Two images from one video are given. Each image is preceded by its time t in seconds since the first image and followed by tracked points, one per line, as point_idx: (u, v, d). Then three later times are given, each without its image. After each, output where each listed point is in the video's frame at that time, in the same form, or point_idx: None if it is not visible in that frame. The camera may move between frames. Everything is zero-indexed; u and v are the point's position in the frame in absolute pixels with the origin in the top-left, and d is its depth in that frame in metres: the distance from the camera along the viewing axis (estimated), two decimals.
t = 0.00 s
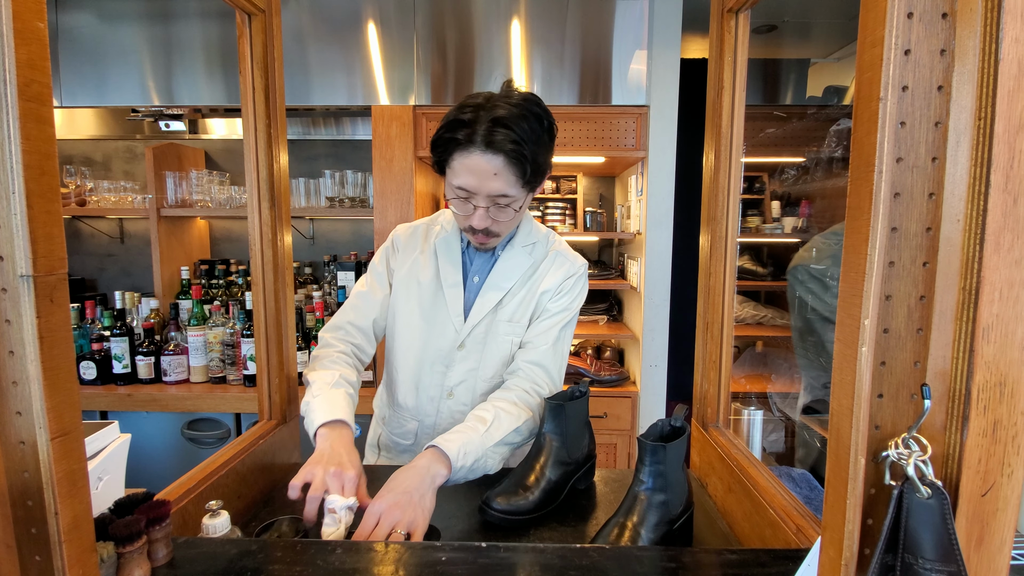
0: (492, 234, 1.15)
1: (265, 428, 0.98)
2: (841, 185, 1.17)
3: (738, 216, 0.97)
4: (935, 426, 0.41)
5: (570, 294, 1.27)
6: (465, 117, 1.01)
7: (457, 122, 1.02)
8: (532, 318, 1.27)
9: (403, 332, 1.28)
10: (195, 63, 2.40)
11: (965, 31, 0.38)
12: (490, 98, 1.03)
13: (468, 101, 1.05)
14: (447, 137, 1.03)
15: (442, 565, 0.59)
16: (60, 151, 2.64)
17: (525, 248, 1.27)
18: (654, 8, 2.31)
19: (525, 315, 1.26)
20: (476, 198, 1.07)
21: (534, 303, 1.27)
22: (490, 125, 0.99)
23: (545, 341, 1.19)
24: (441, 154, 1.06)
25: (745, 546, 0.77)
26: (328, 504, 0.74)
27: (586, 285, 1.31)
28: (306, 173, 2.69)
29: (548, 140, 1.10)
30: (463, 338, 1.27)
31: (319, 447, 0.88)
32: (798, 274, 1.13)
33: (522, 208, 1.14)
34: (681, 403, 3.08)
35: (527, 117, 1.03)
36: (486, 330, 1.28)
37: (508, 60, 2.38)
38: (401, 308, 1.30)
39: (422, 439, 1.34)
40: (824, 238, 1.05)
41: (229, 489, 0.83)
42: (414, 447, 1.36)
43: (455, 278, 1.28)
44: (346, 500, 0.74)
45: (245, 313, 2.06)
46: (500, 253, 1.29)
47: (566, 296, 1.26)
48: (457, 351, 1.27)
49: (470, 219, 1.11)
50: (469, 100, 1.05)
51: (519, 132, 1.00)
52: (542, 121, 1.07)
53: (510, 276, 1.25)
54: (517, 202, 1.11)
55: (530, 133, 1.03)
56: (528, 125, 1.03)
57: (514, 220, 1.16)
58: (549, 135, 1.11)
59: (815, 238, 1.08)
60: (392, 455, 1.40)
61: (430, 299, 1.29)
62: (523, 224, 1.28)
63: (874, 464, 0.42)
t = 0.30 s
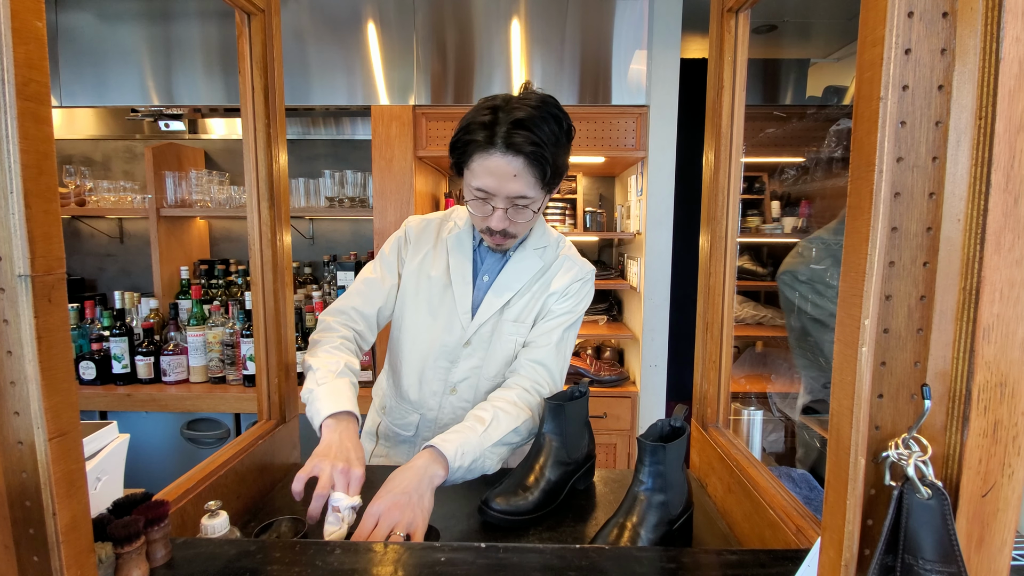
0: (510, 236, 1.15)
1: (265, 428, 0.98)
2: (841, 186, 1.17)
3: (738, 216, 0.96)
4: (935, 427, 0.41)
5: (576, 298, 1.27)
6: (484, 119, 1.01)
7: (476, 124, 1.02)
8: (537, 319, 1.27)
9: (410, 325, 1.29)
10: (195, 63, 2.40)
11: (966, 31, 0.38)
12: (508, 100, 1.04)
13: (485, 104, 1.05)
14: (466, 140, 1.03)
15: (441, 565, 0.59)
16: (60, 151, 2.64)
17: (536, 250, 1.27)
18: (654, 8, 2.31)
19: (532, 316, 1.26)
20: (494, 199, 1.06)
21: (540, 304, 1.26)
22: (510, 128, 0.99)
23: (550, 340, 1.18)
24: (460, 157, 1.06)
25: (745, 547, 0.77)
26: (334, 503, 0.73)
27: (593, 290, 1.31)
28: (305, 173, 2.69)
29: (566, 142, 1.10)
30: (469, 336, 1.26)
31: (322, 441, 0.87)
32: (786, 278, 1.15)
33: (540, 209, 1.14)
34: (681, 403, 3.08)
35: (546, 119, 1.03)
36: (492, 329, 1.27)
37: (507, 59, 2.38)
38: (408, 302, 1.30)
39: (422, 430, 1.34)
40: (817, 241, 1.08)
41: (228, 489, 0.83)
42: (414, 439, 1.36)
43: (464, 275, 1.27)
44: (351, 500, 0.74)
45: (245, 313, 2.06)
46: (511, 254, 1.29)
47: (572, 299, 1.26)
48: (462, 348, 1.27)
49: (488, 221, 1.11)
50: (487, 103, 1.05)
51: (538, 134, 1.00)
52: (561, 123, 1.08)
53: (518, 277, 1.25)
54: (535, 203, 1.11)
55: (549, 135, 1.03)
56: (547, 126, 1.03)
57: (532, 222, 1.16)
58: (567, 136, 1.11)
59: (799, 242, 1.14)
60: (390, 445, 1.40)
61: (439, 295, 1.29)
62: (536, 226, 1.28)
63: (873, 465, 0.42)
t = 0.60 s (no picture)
0: (511, 231, 1.15)
1: (265, 428, 0.98)
2: (841, 185, 1.17)
3: (738, 216, 0.96)
4: (936, 427, 0.41)
5: (579, 299, 1.27)
6: (489, 113, 1.01)
7: (481, 118, 1.02)
8: (542, 318, 1.27)
9: (417, 322, 1.29)
10: (195, 62, 2.40)
11: (967, 30, 0.37)
12: (515, 96, 1.04)
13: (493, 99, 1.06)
14: (471, 132, 1.04)
15: (442, 565, 0.59)
16: (60, 151, 2.64)
17: (541, 250, 1.28)
18: (654, 8, 2.31)
19: (537, 316, 1.26)
20: (496, 193, 1.07)
21: (544, 303, 1.26)
22: (514, 121, 1.00)
23: (554, 340, 1.18)
24: (465, 150, 1.06)
25: (745, 547, 0.77)
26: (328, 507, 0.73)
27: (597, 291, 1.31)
28: (305, 173, 2.69)
29: (572, 140, 1.10)
30: (474, 334, 1.26)
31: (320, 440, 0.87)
32: (781, 279, 1.15)
33: (543, 206, 1.14)
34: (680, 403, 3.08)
35: (551, 115, 1.03)
36: (497, 327, 1.27)
37: (507, 59, 2.37)
38: (415, 299, 1.30)
39: (426, 427, 1.34)
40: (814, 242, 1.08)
41: (228, 489, 0.83)
42: (417, 436, 1.36)
43: (471, 273, 1.27)
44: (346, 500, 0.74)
45: (245, 313, 2.05)
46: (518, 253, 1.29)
47: (576, 300, 1.25)
48: (467, 347, 1.27)
49: (490, 214, 1.11)
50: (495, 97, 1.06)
51: (541, 129, 1.00)
52: (567, 121, 1.07)
53: (523, 276, 1.25)
54: (537, 198, 1.11)
55: (553, 131, 1.03)
56: (552, 123, 1.03)
57: (535, 218, 1.15)
58: (573, 134, 1.11)
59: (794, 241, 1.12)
60: (394, 441, 1.40)
61: (446, 292, 1.29)
62: (542, 227, 1.29)
63: (874, 465, 0.42)
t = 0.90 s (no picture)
0: (500, 229, 1.14)
1: (265, 428, 0.98)
2: (841, 185, 1.18)
3: (738, 216, 0.97)
4: (935, 427, 0.41)
5: (579, 297, 1.27)
6: (478, 108, 1.02)
7: (470, 114, 1.03)
8: (542, 317, 1.26)
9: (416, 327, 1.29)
10: (195, 62, 2.39)
11: (966, 30, 0.38)
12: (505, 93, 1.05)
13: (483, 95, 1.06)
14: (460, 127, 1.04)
15: (441, 565, 0.59)
16: (59, 151, 2.64)
17: (537, 248, 1.28)
18: (654, 8, 2.30)
19: (536, 314, 1.26)
20: (484, 189, 1.07)
21: (544, 301, 1.26)
22: (501, 118, 1.00)
23: (555, 338, 1.18)
24: (454, 147, 1.07)
25: (745, 547, 0.77)
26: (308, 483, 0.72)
27: (596, 287, 1.31)
28: (305, 173, 2.69)
29: (561, 137, 1.09)
30: (474, 335, 1.26)
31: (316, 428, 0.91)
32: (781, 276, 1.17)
33: (533, 202, 1.14)
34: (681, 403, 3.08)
35: (539, 112, 1.03)
36: (497, 328, 1.28)
37: (507, 59, 2.37)
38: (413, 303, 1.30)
39: (430, 433, 1.34)
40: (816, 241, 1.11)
41: (228, 489, 0.83)
42: (423, 442, 1.35)
43: (468, 275, 1.27)
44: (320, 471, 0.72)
45: (245, 312, 2.05)
46: (513, 251, 1.29)
47: (576, 298, 1.25)
48: (468, 348, 1.27)
49: (478, 211, 1.11)
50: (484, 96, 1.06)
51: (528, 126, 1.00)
52: (556, 118, 1.07)
53: (521, 275, 1.25)
54: (525, 196, 1.10)
55: (540, 127, 1.03)
56: (540, 120, 1.03)
57: (524, 216, 1.15)
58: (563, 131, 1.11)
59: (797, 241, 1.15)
60: (400, 449, 1.39)
61: (443, 295, 1.29)
62: (536, 224, 1.29)
63: (874, 465, 0.42)
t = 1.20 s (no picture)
0: (474, 237, 1.16)
1: (265, 428, 0.98)
2: (841, 185, 1.18)
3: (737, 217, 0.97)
4: (934, 426, 0.41)
5: (574, 290, 1.26)
6: (437, 120, 1.00)
7: (429, 125, 1.01)
8: (538, 315, 1.27)
9: (411, 336, 1.29)
10: (195, 62, 2.40)
11: (965, 31, 0.38)
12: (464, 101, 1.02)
13: (443, 104, 1.04)
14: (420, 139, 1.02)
15: (441, 565, 0.59)
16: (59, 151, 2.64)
17: (525, 245, 1.27)
18: (654, 8, 2.31)
19: (532, 312, 1.26)
20: (451, 202, 1.06)
21: (537, 299, 1.26)
22: (460, 129, 0.97)
23: (553, 336, 1.18)
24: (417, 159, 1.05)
25: (744, 546, 0.77)
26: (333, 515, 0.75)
27: (590, 278, 1.30)
28: (305, 173, 2.69)
29: (525, 140, 1.07)
30: (470, 340, 1.26)
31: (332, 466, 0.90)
32: (798, 266, 1.14)
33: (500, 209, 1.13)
34: (681, 403, 3.08)
35: (497, 118, 1.01)
36: (492, 330, 1.27)
37: (507, 59, 2.37)
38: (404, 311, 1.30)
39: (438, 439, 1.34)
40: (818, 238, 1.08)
41: (228, 489, 0.83)
42: (431, 449, 1.36)
43: (457, 281, 1.27)
44: (348, 505, 0.75)
45: (245, 312, 2.06)
46: (500, 251, 1.29)
47: (570, 292, 1.25)
48: (465, 354, 1.27)
49: (449, 222, 1.11)
50: (444, 103, 1.04)
51: (488, 136, 0.98)
52: (516, 121, 1.04)
53: (512, 276, 1.25)
54: (492, 204, 1.10)
55: (500, 134, 1.00)
56: (501, 127, 1.01)
57: (493, 222, 1.15)
58: (527, 134, 1.08)
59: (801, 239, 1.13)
60: (411, 458, 1.40)
61: (435, 302, 1.29)
62: (522, 220, 1.29)
63: (873, 464, 0.42)
